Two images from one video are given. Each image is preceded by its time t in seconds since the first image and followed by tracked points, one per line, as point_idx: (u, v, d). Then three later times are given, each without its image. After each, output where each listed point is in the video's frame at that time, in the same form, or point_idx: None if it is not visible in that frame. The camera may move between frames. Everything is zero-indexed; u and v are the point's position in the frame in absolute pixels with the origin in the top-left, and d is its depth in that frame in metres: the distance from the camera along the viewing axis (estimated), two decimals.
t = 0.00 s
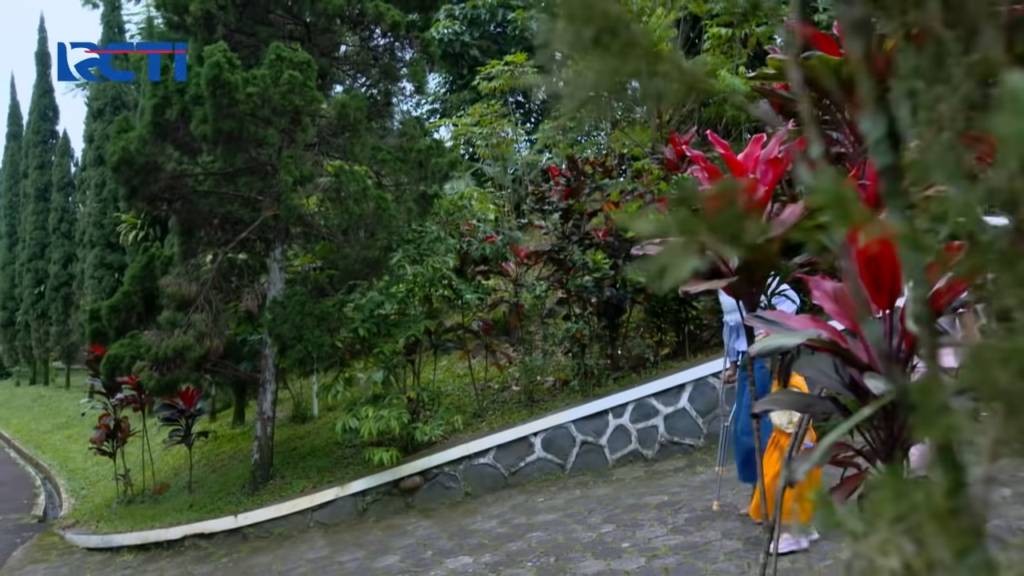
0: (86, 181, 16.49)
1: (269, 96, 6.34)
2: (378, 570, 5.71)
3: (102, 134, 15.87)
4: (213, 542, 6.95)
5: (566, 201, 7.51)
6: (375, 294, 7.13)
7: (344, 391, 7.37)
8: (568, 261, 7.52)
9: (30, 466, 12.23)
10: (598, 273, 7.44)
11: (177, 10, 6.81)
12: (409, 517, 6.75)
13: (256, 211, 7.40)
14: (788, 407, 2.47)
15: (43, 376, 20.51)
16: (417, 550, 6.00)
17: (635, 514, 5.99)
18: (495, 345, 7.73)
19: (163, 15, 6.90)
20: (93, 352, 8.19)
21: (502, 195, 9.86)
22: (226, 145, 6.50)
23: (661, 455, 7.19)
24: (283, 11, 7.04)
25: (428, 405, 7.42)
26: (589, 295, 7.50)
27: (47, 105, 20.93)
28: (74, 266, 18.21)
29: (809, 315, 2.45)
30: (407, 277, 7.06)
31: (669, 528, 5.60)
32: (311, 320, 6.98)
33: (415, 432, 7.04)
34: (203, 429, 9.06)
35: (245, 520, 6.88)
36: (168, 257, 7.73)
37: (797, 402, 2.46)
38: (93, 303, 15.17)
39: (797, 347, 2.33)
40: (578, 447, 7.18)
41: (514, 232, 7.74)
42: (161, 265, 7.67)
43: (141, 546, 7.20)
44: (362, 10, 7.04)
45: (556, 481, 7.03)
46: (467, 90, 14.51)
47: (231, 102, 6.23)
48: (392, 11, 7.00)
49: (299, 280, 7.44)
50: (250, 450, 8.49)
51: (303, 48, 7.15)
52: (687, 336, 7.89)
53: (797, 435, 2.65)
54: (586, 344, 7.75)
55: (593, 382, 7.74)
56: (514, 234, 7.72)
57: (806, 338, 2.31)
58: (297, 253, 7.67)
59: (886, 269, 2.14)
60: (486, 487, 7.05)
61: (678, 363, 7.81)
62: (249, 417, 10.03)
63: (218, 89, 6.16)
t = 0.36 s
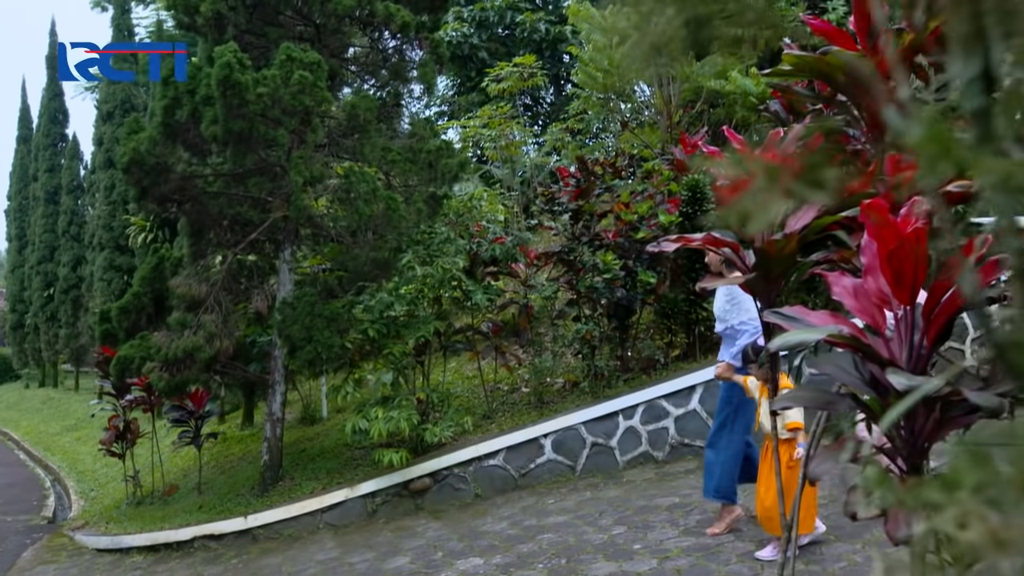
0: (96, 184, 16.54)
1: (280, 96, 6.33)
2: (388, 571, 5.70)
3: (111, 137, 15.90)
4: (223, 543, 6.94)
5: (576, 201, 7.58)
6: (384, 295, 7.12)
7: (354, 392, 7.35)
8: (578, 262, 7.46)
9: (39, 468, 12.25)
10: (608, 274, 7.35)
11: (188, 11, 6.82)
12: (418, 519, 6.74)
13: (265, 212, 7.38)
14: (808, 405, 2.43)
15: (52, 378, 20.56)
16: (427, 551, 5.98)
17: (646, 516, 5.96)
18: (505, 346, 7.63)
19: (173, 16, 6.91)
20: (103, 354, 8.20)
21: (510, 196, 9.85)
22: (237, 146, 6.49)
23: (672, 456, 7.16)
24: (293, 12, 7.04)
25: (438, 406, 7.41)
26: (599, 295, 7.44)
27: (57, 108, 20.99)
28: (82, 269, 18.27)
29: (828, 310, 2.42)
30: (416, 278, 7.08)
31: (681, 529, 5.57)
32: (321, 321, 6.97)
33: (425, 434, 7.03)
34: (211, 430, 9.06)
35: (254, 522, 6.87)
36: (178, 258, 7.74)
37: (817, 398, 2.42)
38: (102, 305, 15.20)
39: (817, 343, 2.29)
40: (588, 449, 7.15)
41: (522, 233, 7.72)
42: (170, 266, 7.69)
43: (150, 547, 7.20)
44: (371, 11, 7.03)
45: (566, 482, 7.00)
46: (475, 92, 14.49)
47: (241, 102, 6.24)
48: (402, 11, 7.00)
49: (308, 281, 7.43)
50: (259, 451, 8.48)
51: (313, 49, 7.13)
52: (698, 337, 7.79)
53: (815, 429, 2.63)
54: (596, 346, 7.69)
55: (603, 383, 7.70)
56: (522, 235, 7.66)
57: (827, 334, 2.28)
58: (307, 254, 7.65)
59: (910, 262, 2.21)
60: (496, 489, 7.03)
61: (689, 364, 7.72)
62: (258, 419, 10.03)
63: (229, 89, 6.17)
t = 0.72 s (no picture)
0: (108, 187, 16.60)
1: (293, 97, 6.32)
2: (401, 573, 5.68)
3: (123, 140, 15.96)
4: (236, 544, 6.94)
5: (589, 202, 7.52)
6: (396, 296, 7.12)
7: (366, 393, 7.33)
8: (591, 263, 7.45)
9: (52, 470, 12.29)
10: (621, 275, 7.33)
11: (201, 13, 6.84)
12: (431, 520, 6.72)
13: (278, 214, 7.38)
14: (834, 401, 2.42)
15: (65, 380, 20.64)
16: (440, 553, 5.97)
17: (660, 517, 5.93)
18: (517, 347, 7.59)
19: (187, 17, 6.92)
20: (116, 355, 8.21)
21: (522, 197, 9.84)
22: (249, 147, 6.49)
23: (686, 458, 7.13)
24: (305, 13, 7.04)
25: (450, 408, 7.39)
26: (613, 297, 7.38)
27: (69, 111, 21.06)
28: (95, 272, 18.34)
29: (851, 307, 2.38)
30: (429, 279, 7.11)
31: (696, 531, 5.54)
32: (334, 322, 6.96)
33: (438, 435, 7.02)
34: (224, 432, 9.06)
35: (267, 523, 6.86)
36: (191, 259, 7.75)
37: (842, 394, 2.41)
38: (114, 308, 15.24)
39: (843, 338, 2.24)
40: (602, 450, 7.12)
41: (537, 235, 7.74)
42: (183, 267, 7.70)
43: (163, 548, 7.20)
44: (384, 12, 7.03)
45: (579, 484, 6.98)
46: (486, 94, 14.48)
47: (254, 103, 6.24)
48: (414, 12, 7.00)
49: (321, 282, 7.43)
50: (272, 452, 8.48)
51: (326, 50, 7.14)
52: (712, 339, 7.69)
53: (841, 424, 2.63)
54: (608, 347, 7.69)
55: (616, 384, 7.67)
56: (536, 236, 7.72)
57: (854, 329, 2.23)
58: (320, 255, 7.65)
59: (936, 257, 2.18)
60: (509, 490, 7.00)
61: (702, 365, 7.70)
62: (270, 420, 10.03)
63: (242, 89, 6.18)
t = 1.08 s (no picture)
0: (122, 189, 16.66)
1: (309, 96, 6.32)
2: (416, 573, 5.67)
3: (137, 142, 16.02)
4: (251, 544, 6.94)
5: (604, 202, 7.50)
6: (411, 296, 7.14)
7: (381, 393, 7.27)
8: (606, 263, 7.43)
9: (66, 471, 12.32)
10: (636, 276, 7.33)
11: (217, 13, 6.85)
12: (446, 521, 6.71)
13: (293, 214, 7.37)
14: (861, 396, 2.36)
15: (79, 382, 20.72)
16: (456, 553, 5.95)
17: (677, 518, 5.90)
18: (531, 348, 7.60)
19: (202, 17, 6.93)
20: (132, 356, 8.24)
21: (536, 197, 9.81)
22: (265, 147, 6.49)
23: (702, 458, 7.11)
24: (320, 14, 7.04)
25: (465, 408, 7.37)
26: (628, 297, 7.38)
27: (84, 114, 21.09)
28: (109, 273, 18.41)
29: (877, 302, 2.36)
30: (445, 279, 7.11)
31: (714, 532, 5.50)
32: (349, 322, 6.96)
33: (453, 435, 7.01)
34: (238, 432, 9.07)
35: (282, 523, 6.86)
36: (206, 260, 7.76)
37: (868, 389, 2.35)
38: (129, 309, 15.29)
39: (872, 333, 2.23)
40: (617, 451, 7.09)
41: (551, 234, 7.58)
42: (199, 268, 7.72)
43: (179, 548, 7.21)
44: (399, 12, 7.03)
45: (595, 485, 6.95)
46: (499, 96, 14.44)
47: (270, 103, 6.24)
48: (429, 12, 6.99)
49: (335, 283, 7.42)
50: (286, 453, 8.48)
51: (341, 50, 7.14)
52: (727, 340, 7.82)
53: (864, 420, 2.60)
54: (623, 347, 7.66)
55: (631, 385, 7.62)
56: (550, 236, 7.55)
57: (882, 324, 2.22)
58: (334, 256, 7.65)
59: (967, 251, 2.15)
60: (524, 491, 6.98)
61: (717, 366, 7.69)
62: (285, 421, 10.04)
63: (258, 90, 6.18)
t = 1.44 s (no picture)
0: (133, 191, 16.70)
1: (321, 96, 6.32)
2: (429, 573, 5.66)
3: (148, 144, 16.05)
4: (263, 544, 6.93)
5: (615, 202, 7.46)
6: (423, 296, 7.10)
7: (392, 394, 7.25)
8: (617, 263, 7.45)
9: (77, 472, 12.35)
10: (649, 276, 7.30)
11: (229, 13, 6.86)
12: (458, 522, 6.69)
13: (304, 214, 7.37)
14: (887, 393, 2.32)
15: (89, 383, 20.78)
16: (468, 554, 5.93)
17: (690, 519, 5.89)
18: (543, 349, 7.59)
19: (215, 18, 6.94)
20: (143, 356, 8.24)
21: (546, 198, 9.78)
22: (277, 147, 6.49)
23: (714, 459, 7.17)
24: (332, 14, 7.04)
25: (477, 409, 7.34)
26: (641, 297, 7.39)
27: (95, 116, 21.13)
28: (120, 275, 18.47)
29: (901, 297, 2.33)
30: (456, 280, 7.09)
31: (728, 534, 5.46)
32: (360, 323, 6.95)
33: (464, 435, 6.99)
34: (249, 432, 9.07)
35: (293, 523, 6.85)
36: (217, 260, 7.77)
37: (895, 386, 2.31)
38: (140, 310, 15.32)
39: (896, 329, 2.21)
40: (629, 452, 7.06)
41: (563, 234, 7.64)
42: (210, 268, 7.73)
43: (190, 548, 7.21)
44: (411, 12, 7.03)
45: (607, 486, 6.92)
46: (508, 97, 14.41)
47: (283, 102, 6.23)
48: (441, 11, 6.99)
49: (346, 284, 7.41)
50: (297, 453, 8.48)
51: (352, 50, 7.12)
52: (739, 339, 7.75)
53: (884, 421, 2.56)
54: (635, 348, 7.62)
55: (643, 386, 7.59)
56: (562, 236, 7.58)
57: (907, 320, 2.20)
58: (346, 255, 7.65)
59: (993, 245, 2.12)
60: (536, 492, 6.96)
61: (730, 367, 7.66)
62: (295, 422, 10.03)
63: (271, 89, 6.18)
